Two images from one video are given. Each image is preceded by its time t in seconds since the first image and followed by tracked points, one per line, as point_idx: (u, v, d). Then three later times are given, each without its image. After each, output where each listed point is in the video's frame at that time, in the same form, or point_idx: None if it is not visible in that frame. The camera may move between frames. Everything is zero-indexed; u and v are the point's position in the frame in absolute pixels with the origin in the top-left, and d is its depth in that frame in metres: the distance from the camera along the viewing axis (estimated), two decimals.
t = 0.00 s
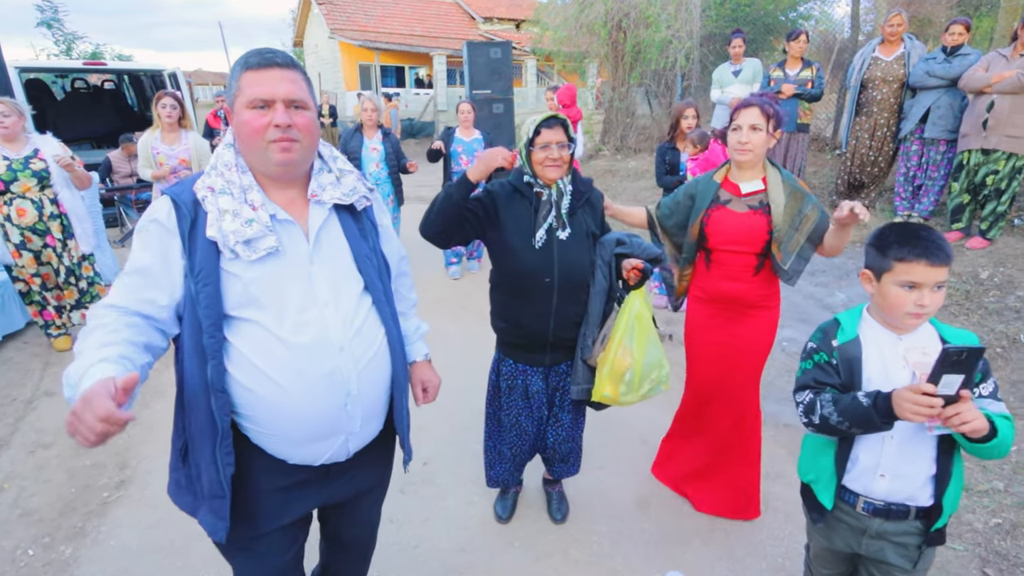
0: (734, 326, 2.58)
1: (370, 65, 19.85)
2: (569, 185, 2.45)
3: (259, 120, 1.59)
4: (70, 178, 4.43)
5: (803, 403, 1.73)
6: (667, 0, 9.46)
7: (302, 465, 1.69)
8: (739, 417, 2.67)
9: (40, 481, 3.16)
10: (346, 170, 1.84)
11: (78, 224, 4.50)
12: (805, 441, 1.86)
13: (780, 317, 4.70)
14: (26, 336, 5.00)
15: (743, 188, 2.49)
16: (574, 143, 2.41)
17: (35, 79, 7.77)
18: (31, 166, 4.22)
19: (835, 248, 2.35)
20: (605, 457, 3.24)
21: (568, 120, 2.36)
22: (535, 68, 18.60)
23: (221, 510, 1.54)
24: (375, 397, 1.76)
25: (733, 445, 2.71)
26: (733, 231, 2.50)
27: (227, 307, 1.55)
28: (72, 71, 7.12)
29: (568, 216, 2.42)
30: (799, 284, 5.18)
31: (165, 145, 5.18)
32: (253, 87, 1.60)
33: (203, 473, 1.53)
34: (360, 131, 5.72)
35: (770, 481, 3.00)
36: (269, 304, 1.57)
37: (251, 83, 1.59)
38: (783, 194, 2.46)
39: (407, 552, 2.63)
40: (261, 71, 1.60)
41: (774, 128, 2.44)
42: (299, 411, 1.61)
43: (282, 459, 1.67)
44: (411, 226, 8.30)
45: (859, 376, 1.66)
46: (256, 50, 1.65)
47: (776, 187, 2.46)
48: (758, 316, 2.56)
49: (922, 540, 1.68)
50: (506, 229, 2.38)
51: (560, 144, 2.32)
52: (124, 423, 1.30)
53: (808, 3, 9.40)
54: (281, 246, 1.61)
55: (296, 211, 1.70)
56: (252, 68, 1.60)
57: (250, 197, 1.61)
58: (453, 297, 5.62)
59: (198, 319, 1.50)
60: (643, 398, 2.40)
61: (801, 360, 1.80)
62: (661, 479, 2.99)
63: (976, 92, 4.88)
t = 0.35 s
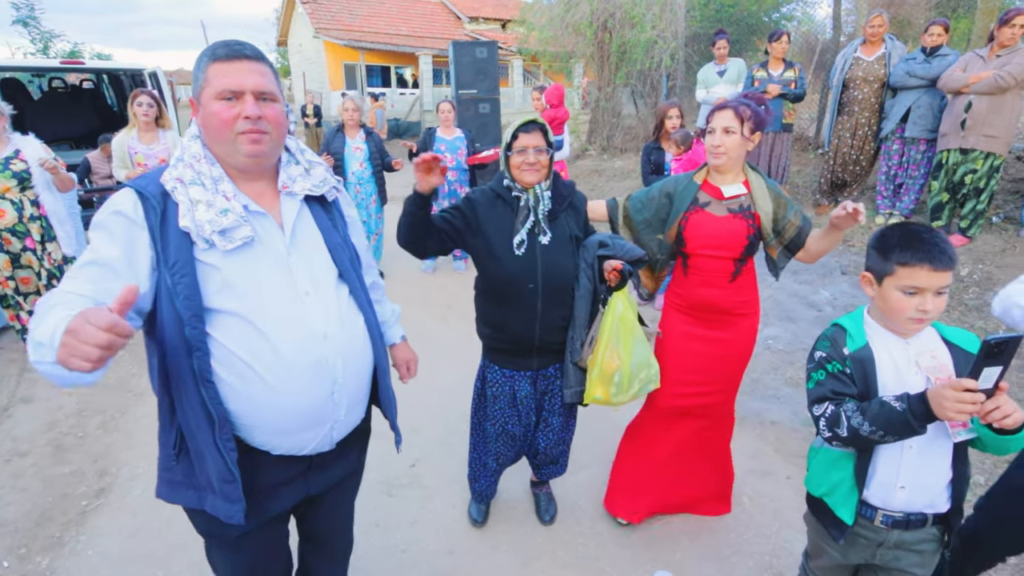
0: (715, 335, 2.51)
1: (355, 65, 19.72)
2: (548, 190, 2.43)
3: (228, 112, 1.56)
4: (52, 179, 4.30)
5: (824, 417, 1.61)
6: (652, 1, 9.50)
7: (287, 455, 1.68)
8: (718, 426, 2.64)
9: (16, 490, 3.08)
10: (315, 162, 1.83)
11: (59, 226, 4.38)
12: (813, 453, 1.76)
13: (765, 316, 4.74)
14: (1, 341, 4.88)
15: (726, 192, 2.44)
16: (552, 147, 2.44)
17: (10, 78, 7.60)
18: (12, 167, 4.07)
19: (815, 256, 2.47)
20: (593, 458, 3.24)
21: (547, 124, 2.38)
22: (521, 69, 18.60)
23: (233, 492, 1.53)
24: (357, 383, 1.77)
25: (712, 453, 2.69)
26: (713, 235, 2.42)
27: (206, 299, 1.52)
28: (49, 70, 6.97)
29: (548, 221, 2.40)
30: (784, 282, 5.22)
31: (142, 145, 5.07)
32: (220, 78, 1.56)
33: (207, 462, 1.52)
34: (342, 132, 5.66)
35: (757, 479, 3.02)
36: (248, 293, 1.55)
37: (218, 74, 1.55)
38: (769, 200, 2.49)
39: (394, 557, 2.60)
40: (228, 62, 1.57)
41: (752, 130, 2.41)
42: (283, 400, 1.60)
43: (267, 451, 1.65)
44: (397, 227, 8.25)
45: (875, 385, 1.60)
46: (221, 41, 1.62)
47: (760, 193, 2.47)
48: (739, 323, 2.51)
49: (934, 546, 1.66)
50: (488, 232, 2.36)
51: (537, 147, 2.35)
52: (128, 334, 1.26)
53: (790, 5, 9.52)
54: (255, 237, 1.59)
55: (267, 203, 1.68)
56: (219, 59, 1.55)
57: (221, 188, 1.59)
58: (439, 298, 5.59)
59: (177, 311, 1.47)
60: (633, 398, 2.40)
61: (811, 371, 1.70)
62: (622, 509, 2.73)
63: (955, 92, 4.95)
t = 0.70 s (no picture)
0: (668, 340, 2.49)
1: (336, 65, 19.55)
2: (516, 190, 2.42)
3: (195, 120, 1.53)
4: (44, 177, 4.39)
5: (811, 417, 1.63)
6: (633, 1, 9.56)
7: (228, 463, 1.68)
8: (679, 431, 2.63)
9: None
10: (264, 160, 1.80)
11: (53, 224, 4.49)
12: (802, 454, 1.75)
13: (746, 313, 4.79)
14: None
15: (669, 195, 2.43)
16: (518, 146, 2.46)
17: None
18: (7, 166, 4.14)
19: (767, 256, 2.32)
20: (577, 458, 3.24)
21: (513, 123, 2.40)
22: (503, 69, 18.61)
23: (154, 509, 1.52)
24: (302, 392, 1.75)
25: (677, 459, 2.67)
26: (657, 243, 2.41)
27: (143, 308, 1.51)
28: (18, 69, 6.79)
29: (514, 220, 2.40)
30: (765, 279, 5.28)
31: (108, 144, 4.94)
32: (189, 84, 1.51)
33: (132, 478, 1.51)
34: (312, 130, 5.57)
35: (740, 475, 3.05)
36: (186, 304, 1.54)
37: (191, 82, 1.51)
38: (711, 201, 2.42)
39: (378, 561, 2.58)
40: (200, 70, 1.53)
41: (699, 128, 2.37)
42: (222, 410, 1.59)
43: (207, 458, 1.65)
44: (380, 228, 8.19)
45: (862, 385, 1.62)
46: (186, 41, 1.54)
47: (703, 193, 2.41)
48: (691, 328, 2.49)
49: (921, 543, 1.65)
50: (454, 238, 2.36)
51: (502, 145, 2.38)
52: (63, 365, 1.29)
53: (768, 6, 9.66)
54: (198, 244, 1.57)
55: (211, 204, 1.66)
56: (190, 67, 1.51)
57: (161, 193, 1.56)
58: (423, 299, 5.56)
59: (112, 321, 1.46)
60: (602, 396, 2.36)
61: (798, 370, 1.71)
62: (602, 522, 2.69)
63: (927, 92, 5.06)
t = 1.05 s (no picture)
0: (630, 347, 2.47)
1: (316, 64, 19.34)
2: (481, 190, 2.43)
3: (140, 136, 1.54)
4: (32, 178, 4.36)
5: (782, 409, 1.66)
6: (613, 2, 9.61)
7: (198, 467, 1.71)
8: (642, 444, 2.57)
9: None
10: (238, 175, 1.81)
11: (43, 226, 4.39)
12: (778, 446, 1.77)
13: (727, 311, 4.85)
14: None
15: (629, 204, 2.39)
16: (483, 145, 2.46)
17: None
18: None
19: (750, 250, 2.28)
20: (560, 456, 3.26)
21: (476, 122, 2.39)
22: (485, 69, 18.60)
23: (114, 515, 1.52)
24: (271, 399, 1.78)
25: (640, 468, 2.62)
26: (620, 253, 2.38)
27: (113, 318, 1.52)
28: None
29: (479, 221, 2.40)
30: (744, 277, 5.35)
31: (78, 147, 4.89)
32: (137, 102, 1.52)
33: (93, 482, 1.51)
34: (285, 134, 5.51)
35: (721, 470, 3.09)
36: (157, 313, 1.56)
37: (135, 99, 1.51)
38: (672, 206, 2.39)
39: (361, 565, 2.56)
40: (147, 89, 1.53)
41: (659, 133, 2.37)
42: (191, 415, 1.61)
43: (177, 462, 1.68)
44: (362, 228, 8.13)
45: (833, 378, 1.65)
46: (141, 63, 1.56)
47: (664, 199, 2.38)
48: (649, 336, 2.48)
49: (892, 532, 1.69)
50: (419, 240, 2.37)
51: (466, 145, 2.36)
52: None
53: (746, 8, 9.82)
54: (170, 257, 1.59)
55: (183, 217, 1.68)
56: (139, 84, 1.51)
57: (135, 207, 1.57)
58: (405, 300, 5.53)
59: (81, 331, 1.47)
60: (546, 404, 2.37)
61: (772, 365, 1.75)
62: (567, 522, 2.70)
63: (900, 93, 5.18)
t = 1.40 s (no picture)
0: (623, 347, 2.49)
1: (295, 64, 19.12)
2: (458, 190, 2.42)
3: (169, 120, 1.67)
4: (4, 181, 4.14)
5: (759, 404, 1.69)
6: (592, 3, 9.67)
7: (217, 430, 1.87)
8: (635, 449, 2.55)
9: None
10: (268, 165, 1.97)
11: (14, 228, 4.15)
12: (756, 439, 1.82)
13: (707, 308, 4.93)
14: None
15: (615, 203, 2.40)
16: (461, 145, 2.44)
17: None
18: None
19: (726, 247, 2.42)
20: (544, 454, 3.28)
21: (453, 122, 2.36)
22: (466, 69, 18.56)
23: (131, 468, 1.69)
24: (287, 370, 1.93)
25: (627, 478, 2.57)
26: (608, 251, 2.39)
27: (146, 286, 1.69)
28: None
29: (454, 222, 2.40)
30: (724, 275, 5.44)
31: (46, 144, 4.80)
32: (166, 88, 1.67)
33: (114, 436, 1.67)
34: (260, 132, 5.41)
35: (703, 465, 3.14)
36: (185, 283, 1.72)
37: (165, 86, 1.65)
38: (659, 207, 2.43)
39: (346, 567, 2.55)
40: (176, 77, 1.67)
41: (641, 135, 2.39)
42: (212, 379, 1.77)
43: (198, 424, 1.83)
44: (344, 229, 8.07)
45: (808, 372, 1.69)
46: (176, 55, 1.71)
47: (651, 201, 2.42)
48: (649, 334, 2.51)
49: (866, 520, 1.73)
50: (397, 243, 2.38)
51: (442, 146, 2.35)
52: None
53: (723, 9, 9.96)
54: (200, 233, 1.75)
55: (215, 200, 1.84)
56: (169, 73, 1.66)
57: (172, 186, 1.74)
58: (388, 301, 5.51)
59: (117, 294, 1.63)
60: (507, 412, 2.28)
61: (749, 360, 1.78)
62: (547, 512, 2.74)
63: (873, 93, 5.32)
